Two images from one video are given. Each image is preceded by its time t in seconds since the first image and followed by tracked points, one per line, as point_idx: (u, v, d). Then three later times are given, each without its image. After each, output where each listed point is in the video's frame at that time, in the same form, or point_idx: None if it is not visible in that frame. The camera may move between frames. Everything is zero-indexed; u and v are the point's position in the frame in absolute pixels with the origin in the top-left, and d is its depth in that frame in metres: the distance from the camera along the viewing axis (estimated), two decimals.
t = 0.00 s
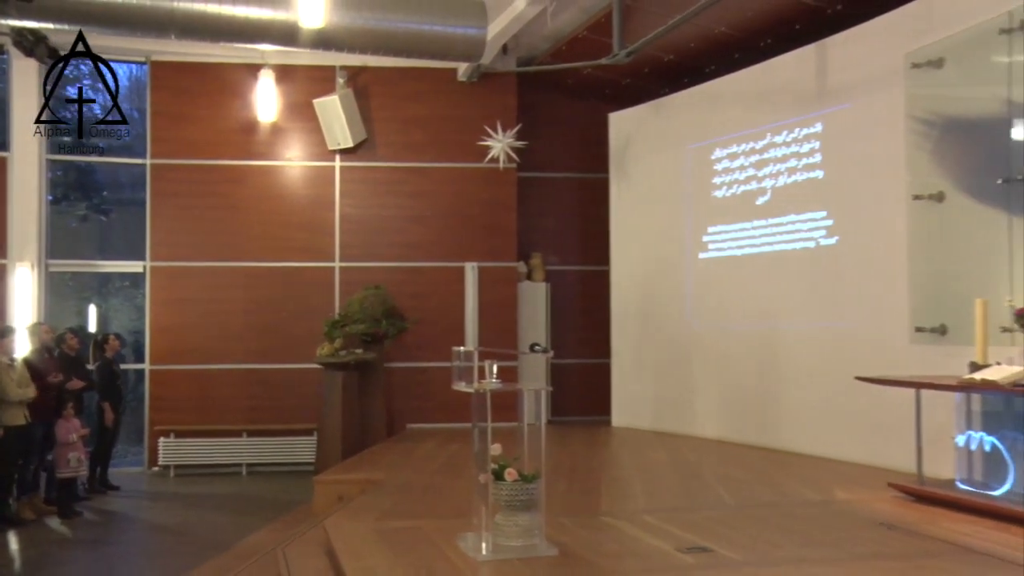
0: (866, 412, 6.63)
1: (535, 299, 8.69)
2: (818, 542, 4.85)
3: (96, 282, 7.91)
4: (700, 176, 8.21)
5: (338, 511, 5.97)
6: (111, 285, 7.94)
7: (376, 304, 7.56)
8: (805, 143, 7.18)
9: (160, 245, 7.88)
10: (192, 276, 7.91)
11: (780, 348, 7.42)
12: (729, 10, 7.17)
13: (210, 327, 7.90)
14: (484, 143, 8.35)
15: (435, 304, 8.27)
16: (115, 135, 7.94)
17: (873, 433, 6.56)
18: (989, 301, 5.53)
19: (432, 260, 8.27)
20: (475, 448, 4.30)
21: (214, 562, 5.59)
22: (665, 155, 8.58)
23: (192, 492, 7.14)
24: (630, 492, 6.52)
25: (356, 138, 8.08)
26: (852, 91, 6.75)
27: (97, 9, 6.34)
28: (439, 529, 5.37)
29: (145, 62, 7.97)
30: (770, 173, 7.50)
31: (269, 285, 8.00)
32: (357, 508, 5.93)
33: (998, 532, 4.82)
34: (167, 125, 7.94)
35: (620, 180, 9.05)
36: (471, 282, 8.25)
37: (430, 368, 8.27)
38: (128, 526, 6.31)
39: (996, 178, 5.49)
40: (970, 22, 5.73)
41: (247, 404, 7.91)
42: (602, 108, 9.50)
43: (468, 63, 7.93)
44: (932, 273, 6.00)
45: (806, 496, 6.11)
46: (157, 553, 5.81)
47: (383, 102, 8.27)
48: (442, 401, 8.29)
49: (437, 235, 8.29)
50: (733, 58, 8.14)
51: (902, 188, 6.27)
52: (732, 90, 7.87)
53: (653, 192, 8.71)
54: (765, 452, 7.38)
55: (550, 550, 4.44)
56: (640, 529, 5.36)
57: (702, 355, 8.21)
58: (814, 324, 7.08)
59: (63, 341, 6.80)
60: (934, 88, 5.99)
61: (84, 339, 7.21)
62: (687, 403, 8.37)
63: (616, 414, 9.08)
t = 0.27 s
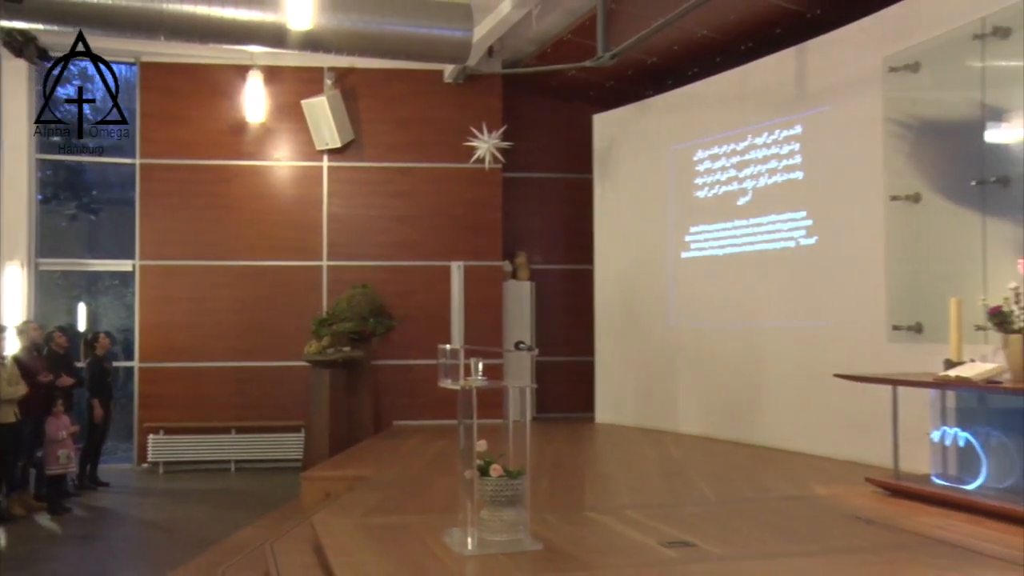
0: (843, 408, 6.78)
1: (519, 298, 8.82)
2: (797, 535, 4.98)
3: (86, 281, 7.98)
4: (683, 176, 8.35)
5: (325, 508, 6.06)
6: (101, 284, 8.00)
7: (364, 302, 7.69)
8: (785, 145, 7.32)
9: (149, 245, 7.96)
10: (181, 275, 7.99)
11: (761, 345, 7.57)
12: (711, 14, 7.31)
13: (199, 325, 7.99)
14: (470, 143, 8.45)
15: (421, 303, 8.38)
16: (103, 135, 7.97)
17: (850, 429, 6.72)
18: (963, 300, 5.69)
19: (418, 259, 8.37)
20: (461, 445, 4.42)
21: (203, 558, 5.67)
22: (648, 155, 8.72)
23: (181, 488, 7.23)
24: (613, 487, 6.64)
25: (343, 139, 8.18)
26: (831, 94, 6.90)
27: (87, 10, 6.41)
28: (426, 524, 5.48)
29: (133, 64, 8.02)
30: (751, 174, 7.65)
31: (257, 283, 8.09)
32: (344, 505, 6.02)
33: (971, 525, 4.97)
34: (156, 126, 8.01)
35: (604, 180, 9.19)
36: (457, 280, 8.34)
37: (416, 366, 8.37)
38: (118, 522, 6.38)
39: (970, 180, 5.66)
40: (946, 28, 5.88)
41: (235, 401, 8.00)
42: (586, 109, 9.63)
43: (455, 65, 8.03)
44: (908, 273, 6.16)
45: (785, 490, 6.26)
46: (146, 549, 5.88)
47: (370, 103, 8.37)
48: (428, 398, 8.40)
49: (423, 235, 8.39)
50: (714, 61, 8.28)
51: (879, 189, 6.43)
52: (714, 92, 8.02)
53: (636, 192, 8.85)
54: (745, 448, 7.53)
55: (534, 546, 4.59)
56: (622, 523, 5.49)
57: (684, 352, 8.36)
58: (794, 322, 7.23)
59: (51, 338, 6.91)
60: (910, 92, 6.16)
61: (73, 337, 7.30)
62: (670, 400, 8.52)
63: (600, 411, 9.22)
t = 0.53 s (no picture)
0: (817, 403, 6.97)
1: (502, 296, 8.91)
2: (772, 528, 5.14)
3: (73, 278, 8.06)
4: (662, 177, 8.52)
5: (311, 503, 6.17)
6: (87, 282, 8.09)
7: (349, 299, 7.80)
8: (762, 147, 7.49)
9: (136, 244, 8.06)
10: (168, 274, 8.09)
11: (738, 342, 7.74)
12: (689, 19, 7.48)
13: (186, 323, 8.10)
14: (453, 144, 8.58)
15: (404, 301, 8.50)
16: (92, 135, 8.07)
17: (825, 425, 6.89)
18: (934, 299, 5.86)
19: (402, 258, 8.49)
20: (444, 442, 4.54)
21: (189, 553, 5.76)
22: (629, 156, 8.87)
23: (167, 484, 7.32)
24: (593, 482, 6.79)
25: (328, 140, 8.29)
26: (805, 97, 7.09)
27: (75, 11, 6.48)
28: (410, 518, 5.61)
29: (122, 66, 8.09)
30: (728, 175, 7.82)
31: (243, 282, 8.20)
32: (329, 500, 6.14)
33: (940, 517, 5.15)
34: (143, 126, 8.10)
35: (584, 181, 9.35)
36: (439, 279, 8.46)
37: (400, 363, 8.50)
38: (105, 517, 6.47)
39: (941, 181, 5.83)
40: (916, 34, 6.07)
41: (221, 396, 8.12)
42: (567, 111, 9.79)
43: (438, 67, 8.15)
44: (880, 272, 6.33)
45: (760, 484, 6.43)
46: (133, 544, 5.97)
47: (354, 105, 8.49)
48: (412, 395, 8.53)
49: (407, 234, 8.52)
50: (693, 64, 8.45)
51: (853, 191, 6.60)
52: (692, 95, 8.18)
53: (617, 192, 9.00)
54: (722, 443, 7.71)
55: (515, 539, 4.72)
56: (601, 516, 5.65)
57: (663, 349, 8.52)
58: (770, 320, 7.41)
59: (37, 336, 7.01)
60: (882, 95, 6.34)
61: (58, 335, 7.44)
62: (649, 396, 8.68)
63: (581, 408, 9.38)
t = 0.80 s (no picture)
0: (793, 398, 7.14)
1: (486, 294, 9.07)
2: (749, 521, 5.30)
3: (61, 275, 8.17)
4: (642, 176, 8.67)
5: (297, 497, 6.28)
6: (75, 279, 8.19)
7: (334, 296, 7.91)
8: (740, 147, 7.66)
9: (124, 241, 8.15)
10: (155, 271, 8.18)
11: (717, 339, 7.90)
12: (669, 22, 7.65)
13: (173, 320, 8.19)
14: (437, 144, 8.71)
15: (388, 298, 8.61)
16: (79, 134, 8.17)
17: (801, 419, 7.07)
18: (907, 297, 6.03)
19: (387, 256, 8.61)
20: (429, 437, 4.67)
21: (176, 547, 5.86)
22: (611, 156, 9.02)
23: (155, 479, 7.41)
24: (574, 476, 6.94)
25: (314, 139, 8.39)
26: (782, 99, 7.26)
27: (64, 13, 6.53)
28: (395, 512, 5.73)
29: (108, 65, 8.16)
30: (708, 175, 7.98)
31: (229, 280, 8.30)
32: (316, 494, 6.25)
33: (913, 510, 5.33)
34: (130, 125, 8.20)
35: (567, 180, 9.50)
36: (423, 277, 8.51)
37: (384, 360, 8.61)
38: (92, 512, 6.55)
39: (914, 181, 6.00)
40: (890, 38, 6.25)
41: (209, 392, 8.22)
42: (550, 111, 9.94)
43: (422, 68, 8.27)
44: (854, 271, 6.51)
45: (737, 478, 6.59)
46: (120, 538, 6.06)
47: (340, 105, 8.60)
48: (396, 390, 8.64)
49: (392, 232, 8.63)
50: (673, 66, 8.61)
51: (829, 191, 6.77)
52: (673, 96, 8.34)
53: (599, 191, 9.15)
54: (701, 437, 7.88)
55: (498, 532, 4.85)
56: (582, 510, 5.79)
57: (643, 345, 8.69)
58: (748, 316, 7.58)
59: (25, 333, 7.11)
60: (857, 97, 6.52)
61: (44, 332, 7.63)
62: (630, 392, 8.84)
63: (563, 403, 9.52)
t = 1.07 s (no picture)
0: (773, 395, 7.29)
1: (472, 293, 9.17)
2: (728, 515, 5.44)
3: (51, 274, 8.22)
4: (626, 176, 8.81)
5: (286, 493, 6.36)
6: (65, 277, 8.23)
7: (322, 295, 7.99)
8: (721, 148, 7.80)
9: (113, 240, 8.22)
10: (144, 270, 8.26)
11: (699, 336, 8.04)
12: (652, 26, 7.79)
13: (162, 318, 8.27)
14: (424, 144, 8.81)
15: (374, 297, 8.71)
16: (66, 134, 8.23)
17: (780, 415, 7.23)
18: (885, 294, 6.18)
19: (373, 255, 8.71)
20: (415, 434, 4.78)
21: (165, 542, 5.94)
22: (595, 156, 9.15)
23: (144, 475, 7.49)
24: (558, 472, 7.07)
25: (302, 139, 8.48)
26: (762, 102, 7.41)
27: (55, 13, 6.59)
28: (382, 507, 5.84)
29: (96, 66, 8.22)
30: (690, 175, 8.12)
31: (217, 278, 8.38)
32: (304, 490, 6.34)
33: (890, 503, 5.48)
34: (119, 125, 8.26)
35: (551, 180, 9.63)
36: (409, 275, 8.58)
37: (371, 357, 8.71)
38: (81, 508, 6.63)
39: (891, 182, 6.15)
40: (868, 42, 6.40)
41: (198, 389, 8.30)
42: (535, 112, 10.06)
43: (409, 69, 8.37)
44: (833, 269, 6.65)
45: (718, 473, 6.74)
46: (109, 533, 6.14)
47: (328, 105, 8.70)
48: (383, 387, 8.75)
49: (379, 232, 8.73)
50: (656, 68, 8.74)
51: (809, 191, 6.92)
52: (655, 98, 8.48)
53: (583, 191, 9.27)
54: (683, 433, 8.03)
55: (483, 527, 4.96)
56: (565, 505, 5.92)
57: (627, 343, 8.83)
58: (728, 315, 7.73)
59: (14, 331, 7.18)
60: (836, 100, 6.67)
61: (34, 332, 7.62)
62: (613, 389, 8.98)
63: (548, 400, 9.66)
